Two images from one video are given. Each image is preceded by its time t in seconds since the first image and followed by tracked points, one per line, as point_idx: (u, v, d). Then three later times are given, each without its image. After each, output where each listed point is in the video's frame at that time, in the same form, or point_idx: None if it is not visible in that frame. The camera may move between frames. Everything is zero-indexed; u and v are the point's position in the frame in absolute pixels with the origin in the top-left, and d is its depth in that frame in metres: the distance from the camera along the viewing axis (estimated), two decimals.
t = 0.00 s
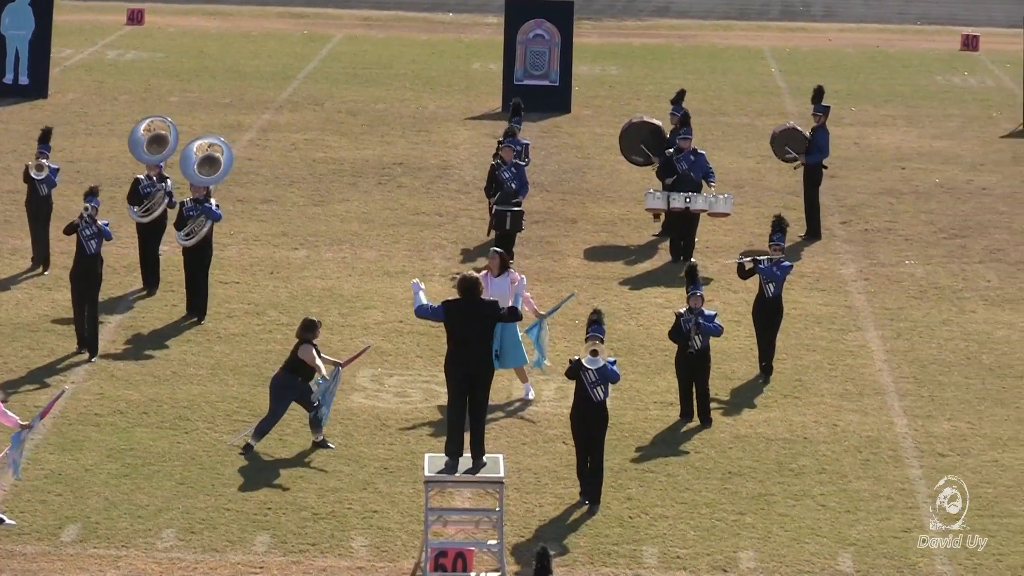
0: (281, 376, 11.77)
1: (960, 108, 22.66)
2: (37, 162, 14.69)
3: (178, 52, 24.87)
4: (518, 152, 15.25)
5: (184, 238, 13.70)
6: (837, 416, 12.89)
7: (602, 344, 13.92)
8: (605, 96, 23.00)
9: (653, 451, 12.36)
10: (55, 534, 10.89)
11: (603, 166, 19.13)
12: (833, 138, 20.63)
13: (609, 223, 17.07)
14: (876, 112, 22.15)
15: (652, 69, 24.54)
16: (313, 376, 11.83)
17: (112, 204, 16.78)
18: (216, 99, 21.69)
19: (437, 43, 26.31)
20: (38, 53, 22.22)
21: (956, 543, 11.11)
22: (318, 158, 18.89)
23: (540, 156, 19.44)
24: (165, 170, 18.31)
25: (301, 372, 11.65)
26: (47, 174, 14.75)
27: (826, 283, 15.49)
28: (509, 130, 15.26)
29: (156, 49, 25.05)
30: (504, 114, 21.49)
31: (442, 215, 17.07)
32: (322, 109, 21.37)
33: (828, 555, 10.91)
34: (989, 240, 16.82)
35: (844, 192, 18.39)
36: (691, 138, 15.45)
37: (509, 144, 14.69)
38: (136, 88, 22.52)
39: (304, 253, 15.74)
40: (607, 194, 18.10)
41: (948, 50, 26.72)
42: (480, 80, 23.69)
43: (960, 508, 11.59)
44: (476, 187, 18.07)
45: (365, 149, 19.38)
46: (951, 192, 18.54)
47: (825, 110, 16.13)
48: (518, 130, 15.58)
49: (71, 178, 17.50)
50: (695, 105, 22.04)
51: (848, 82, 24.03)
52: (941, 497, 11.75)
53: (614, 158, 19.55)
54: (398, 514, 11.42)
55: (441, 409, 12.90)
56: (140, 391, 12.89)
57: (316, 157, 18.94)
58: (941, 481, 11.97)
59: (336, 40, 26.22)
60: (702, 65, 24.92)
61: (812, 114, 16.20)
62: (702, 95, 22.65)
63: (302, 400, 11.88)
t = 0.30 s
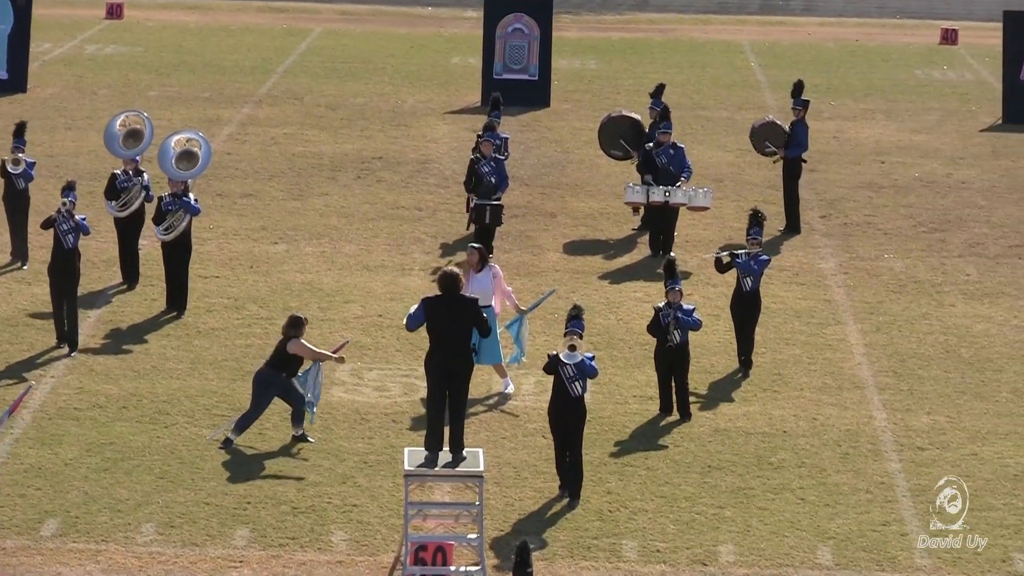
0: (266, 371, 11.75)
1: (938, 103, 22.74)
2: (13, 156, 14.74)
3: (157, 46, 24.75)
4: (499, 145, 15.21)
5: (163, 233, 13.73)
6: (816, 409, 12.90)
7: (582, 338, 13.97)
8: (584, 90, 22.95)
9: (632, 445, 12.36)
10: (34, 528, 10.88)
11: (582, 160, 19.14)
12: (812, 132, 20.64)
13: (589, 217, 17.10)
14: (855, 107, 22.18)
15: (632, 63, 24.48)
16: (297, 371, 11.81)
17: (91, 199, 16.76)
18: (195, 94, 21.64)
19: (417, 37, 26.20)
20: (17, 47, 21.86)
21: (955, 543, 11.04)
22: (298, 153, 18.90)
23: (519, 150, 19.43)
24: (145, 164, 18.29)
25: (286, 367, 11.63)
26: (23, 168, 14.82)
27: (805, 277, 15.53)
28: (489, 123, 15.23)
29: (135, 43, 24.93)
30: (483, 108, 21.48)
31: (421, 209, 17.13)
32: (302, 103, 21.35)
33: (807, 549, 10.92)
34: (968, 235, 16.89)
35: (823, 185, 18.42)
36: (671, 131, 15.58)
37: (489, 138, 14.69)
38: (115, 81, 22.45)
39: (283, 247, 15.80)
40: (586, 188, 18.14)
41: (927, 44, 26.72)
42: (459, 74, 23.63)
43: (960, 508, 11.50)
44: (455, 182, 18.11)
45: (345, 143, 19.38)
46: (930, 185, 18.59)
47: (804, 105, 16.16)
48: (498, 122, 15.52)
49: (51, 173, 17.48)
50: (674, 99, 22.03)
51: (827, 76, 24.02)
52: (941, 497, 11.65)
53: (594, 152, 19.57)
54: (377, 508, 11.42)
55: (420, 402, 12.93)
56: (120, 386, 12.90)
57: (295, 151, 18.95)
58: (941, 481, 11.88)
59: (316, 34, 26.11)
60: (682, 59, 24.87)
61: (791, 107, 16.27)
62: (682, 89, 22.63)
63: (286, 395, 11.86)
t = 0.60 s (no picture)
0: (246, 363, 11.73)
1: (915, 94, 22.78)
2: None
3: (135, 37, 24.64)
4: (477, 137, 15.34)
5: (141, 224, 13.74)
6: (794, 400, 12.92)
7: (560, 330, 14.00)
8: (562, 82, 22.91)
9: (610, 436, 12.36)
10: (12, 520, 10.87)
11: (560, 152, 19.14)
12: (790, 124, 20.64)
13: (566, 209, 17.13)
14: (833, 98, 22.19)
15: (609, 55, 24.43)
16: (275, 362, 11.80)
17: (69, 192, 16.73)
18: (173, 85, 21.60)
19: (395, 28, 26.10)
20: None
21: (956, 543, 10.91)
22: (275, 144, 18.90)
23: (497, 141, 19.42)
24: (123, 156, 18.25)
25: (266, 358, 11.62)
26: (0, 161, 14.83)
27: (783, 268, 15.57)
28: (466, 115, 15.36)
29: (113, 34, 24.80)
30: (461, 100, 21.46)
31: (399, 201, 17.16)
32: (280, 95, 21.33)
33: (785, 540, 10.92)
34: (946, 226, 16.95)
35: (801, 177, 18.44)
36: (649, 124, 15.54)
37: (468, 130, 14.81)
38: (92, 71, 22.36)
39: (261, 238, 15.82)
40: (564, 179, 18.15)
41: (904, 35, 26.69)
42: (437, 65, 23.58)
43: (960, 508, 11.38)
44: (433, 173, 18.12)
45: (323, 135, 19.38)
46: (908, 176, 18.61)
47: (782, 96, 16.23)
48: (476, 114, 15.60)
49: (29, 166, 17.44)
50: (652, 90, 22.01)
51: (805, 67, 24.00)
52: (941, 497, 11.53)
53: (572, 143, 19.57)
54: (355, 500, 11.42)
55: (398, 394, 12.95)
56: (98, 377, 12.91)
57: (273, 143, 18.94)
58: (940, 481, 11.75)
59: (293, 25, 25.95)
60: (660, 50, 24.84)
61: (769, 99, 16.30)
62: (659, 80, 22.62)
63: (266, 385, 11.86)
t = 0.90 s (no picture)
0: (213, 352, 11.68)
1: (892, 86, 22.82)
2: None
3: (114, 30, 24.58)
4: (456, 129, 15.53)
5: (119, 217, 13.75)
6: (773, 392, 12.93)
7: (538, 322, 14.02)
8: (541, 74, 22.91)
9: (589, 429, 12.35)
10: None
11: (539, 144, 19.16)
12: (768, 116, 20.66)
13: (545, 202, 17.17)
14: (810, 90, 22.22)
15: (588, 47, 24.44)
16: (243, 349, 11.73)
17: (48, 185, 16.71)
18: (151, 78, 21.58)
19: (374, 20, 26.08)
20: None
21: (956, 544, 10.79)
22: (254, 137, 18.90)
23: (475, 134, 19.43)
24: (101, 150, 18.24)
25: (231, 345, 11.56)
26: None
27: (761, 261, 15.60)
28: (445, 108, 15.54)
29: (91, 27, 24.74)
30: (439, 92, 21.46)
31: (378, 193, 17.19)
32: (258, 87, 21.33)
33: (765, 532, 10.91)
34: (924, 218, 16.99)
35: (780, 169, 18.46)
36: (627, 115, 15.73)
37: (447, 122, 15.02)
38: (70, 64, 22.31)
39: (239, 231, 15.84)
40: (541, 171, 18.17)
41: (882, 27, 26.70)
42: (416, 58, 23.56)
43: (960, 508, 11.27)
44: (412, 165, 18.13)
45: (301, 127, 19.38)
46: (886, 168, 18.64)
47: (760, 88, 16.38)
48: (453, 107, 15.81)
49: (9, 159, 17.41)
50: (630, 83, 22.02)
51: (783, 59, 24.02)
52: (941, 497, 11.42)
53: (550, 135, 19.59)
54: (334, 492, 11.39)
55: (376, 386, 12.97)
56: (76, 370, 12.90)
57: (252, 135, 18.95)
58: (941, 481, 11.64)
59: (272, 17, 25.93)
60: (637, 42, 24.85)
61: (747, 91, 16.43)
62: (637, 73, 22.63)
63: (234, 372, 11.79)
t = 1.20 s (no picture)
0: (188, 348, 11.63)
1: (878, 80, 22.83)
2: None
3: (100, 25, 24.55)
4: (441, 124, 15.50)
5: (105, 212, 13.75)
6: (760, 387, 12.93)
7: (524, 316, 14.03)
8: (526, 68, 22.90)
9: (575, 423, 12.34)
10: None
11: (524, 139, 19.16)
12: (753, 110, 20.67)
13: (531, 196, 17.18)
14: (796, 84, 22.22)
15: (574, 41, 24.44)
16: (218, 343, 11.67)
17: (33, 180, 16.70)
18: (137, 73, 21.56)
19: (360, 15, 26.06)
20: None
21: (956, 544, 10.70)
22: (240, 131, 18.90)
23: (461, 128, 19.43)
24: (87, 145, 18.23)
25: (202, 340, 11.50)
26: None
27: (747, 255, 15.61)
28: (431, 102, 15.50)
29: (77, 22, 24.71)
30: (425, 87, 21.45)
31: (363, 187, 17.20)
32: (244, 82, 21.32)
33: (750, 527, 10.90)
34: (910, 211, 17.00)
35: (766, 163, 18.46)
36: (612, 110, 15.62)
37: (433, 117, 15.04)
38: (55, 58, 22.28)
39: (225, 225, 15.85)
40: (527, 165, 18.17)
41: (868, 21, 26.69)
42: (402, 52, 23.55)
43: (960, 508, 11.17)
44: (397, 159, 18.13)
45: (287, 122, 19.37)
46: (872, 162, 18.64)
47: (746, 82, 16.36)
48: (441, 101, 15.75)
49: None
50: (615, 77, 22.02)
51: (769, 53, 24.02)
52: (941, 497, 11.33)
53: (536, 130, 19.59)
54: (321, 487, 11.37)
55: (362, 380, 12.98)
56: (62, 365, 12.89)
57: (238, 129, 18.94)
58: (941, 481, 11.55)
59: (257, 11, 25.91)
60: (622, 37, 24.84)
61: (734, 85, 16.42)
62: (623, 67, 22.63)
63: (210, 366, 11.73)
